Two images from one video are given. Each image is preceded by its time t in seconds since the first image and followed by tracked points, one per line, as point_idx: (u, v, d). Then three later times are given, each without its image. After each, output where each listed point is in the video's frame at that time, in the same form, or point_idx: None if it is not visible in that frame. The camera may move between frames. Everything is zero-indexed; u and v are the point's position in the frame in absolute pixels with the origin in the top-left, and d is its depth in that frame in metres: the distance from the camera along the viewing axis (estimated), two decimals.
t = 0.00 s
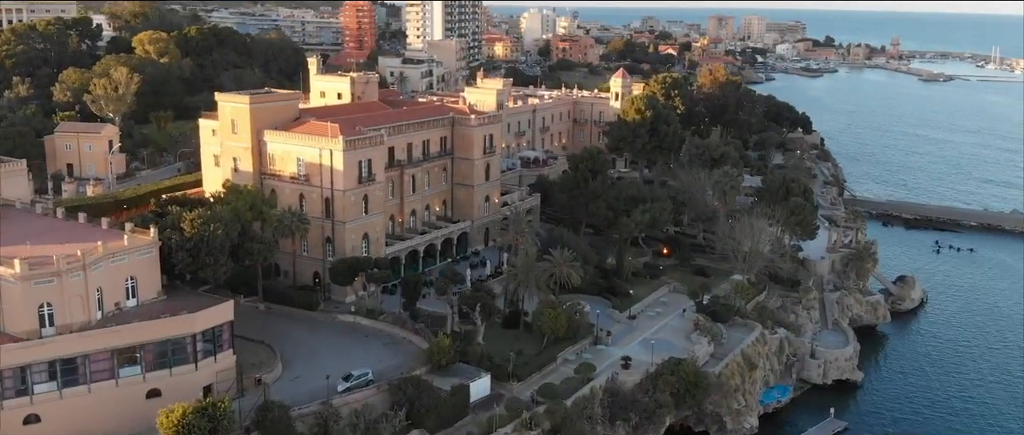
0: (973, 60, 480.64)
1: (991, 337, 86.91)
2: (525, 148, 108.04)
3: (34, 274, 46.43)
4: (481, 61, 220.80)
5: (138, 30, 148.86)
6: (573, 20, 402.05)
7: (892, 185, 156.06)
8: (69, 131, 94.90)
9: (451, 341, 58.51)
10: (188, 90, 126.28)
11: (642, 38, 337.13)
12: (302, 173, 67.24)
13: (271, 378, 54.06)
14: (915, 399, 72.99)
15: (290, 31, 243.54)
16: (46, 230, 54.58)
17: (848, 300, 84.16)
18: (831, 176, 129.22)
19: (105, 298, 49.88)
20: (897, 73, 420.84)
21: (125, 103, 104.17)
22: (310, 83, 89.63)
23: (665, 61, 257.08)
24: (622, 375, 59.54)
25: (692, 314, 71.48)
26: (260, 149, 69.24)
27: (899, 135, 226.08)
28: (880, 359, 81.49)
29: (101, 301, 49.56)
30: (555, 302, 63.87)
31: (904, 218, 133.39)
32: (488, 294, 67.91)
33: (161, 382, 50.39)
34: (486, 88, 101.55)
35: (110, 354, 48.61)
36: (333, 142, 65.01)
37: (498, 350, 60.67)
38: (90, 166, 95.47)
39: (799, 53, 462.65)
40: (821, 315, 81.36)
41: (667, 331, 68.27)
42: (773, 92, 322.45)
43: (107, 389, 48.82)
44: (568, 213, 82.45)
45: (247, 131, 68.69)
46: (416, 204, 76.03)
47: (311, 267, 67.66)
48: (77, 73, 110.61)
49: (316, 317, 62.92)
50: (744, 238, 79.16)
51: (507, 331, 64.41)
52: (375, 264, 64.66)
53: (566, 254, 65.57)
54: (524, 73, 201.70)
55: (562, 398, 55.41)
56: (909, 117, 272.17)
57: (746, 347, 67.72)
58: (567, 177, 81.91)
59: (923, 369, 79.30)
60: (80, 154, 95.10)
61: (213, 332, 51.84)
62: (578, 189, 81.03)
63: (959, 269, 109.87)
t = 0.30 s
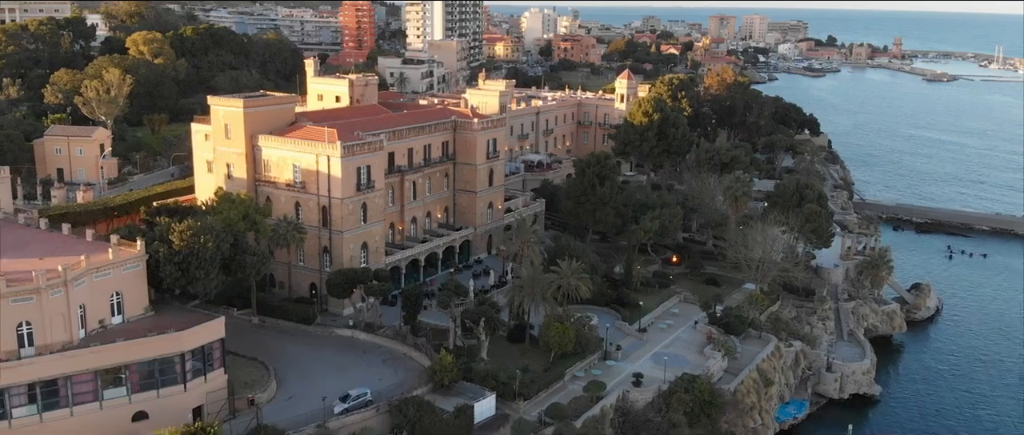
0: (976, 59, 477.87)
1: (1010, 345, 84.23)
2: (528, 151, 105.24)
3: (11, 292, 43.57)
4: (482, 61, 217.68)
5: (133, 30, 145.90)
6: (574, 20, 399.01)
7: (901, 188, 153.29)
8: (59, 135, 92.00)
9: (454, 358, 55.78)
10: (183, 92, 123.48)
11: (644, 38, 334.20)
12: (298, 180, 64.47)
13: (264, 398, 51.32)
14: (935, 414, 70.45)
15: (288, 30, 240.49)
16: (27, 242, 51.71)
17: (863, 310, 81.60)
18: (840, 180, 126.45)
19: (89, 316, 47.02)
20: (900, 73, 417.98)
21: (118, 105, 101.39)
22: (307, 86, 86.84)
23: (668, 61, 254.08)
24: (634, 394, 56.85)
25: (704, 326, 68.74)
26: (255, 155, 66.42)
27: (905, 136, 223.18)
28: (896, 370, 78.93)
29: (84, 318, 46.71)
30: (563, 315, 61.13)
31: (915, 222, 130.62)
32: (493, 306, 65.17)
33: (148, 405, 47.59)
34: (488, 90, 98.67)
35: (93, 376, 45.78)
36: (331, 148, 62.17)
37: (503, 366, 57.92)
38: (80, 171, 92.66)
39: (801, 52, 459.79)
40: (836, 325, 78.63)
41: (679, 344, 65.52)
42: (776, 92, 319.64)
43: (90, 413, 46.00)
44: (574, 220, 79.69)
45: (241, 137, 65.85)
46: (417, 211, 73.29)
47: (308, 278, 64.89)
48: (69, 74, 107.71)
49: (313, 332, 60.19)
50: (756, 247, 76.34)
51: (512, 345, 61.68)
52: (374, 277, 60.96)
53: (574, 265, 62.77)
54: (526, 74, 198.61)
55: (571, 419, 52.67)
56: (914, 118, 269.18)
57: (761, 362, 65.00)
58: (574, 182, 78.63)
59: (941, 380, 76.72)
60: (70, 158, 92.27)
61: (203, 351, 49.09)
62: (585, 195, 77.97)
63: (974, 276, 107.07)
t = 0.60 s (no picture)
0: (979, 55, 474.58)
1: None
2: (531, 151, 102.46)
3: None
4: (483, 57, 214.72)
5: (127, 27, 142.99)
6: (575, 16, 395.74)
7: (909, 187, 150.47)
8: (48, 135, 88.97)
9: (457, 372, 53.10)
10: (177, 90, 120.64)
11: (646, 34, 331.16)
12: (293, 184, 61.73)
13: (256, 416, 48.62)
14: (955, 425, 67.85)
15: (287, 26, 237.52)
16: (5, 251, 48.92)
17: (879, 317, 79.01)
18: (850, 180, 123.67)
19: (69, 331, 44.28)
20: (903, 69, 414.84)
21: (109, 104, 98.57)
22: (303, 85, 84.05)
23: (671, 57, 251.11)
24: (646, 409, 54.17)
25: (717, 335, 66.04)
26: (248, 158, 63.62)
27: (911, 134, 220.25)
28: (913, 379, 76.30)
29: (64, 335, 43.96)
30: (570, 325, 58.45)
31: (926, 223, 127.79)
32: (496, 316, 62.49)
33: (133, 425, 44.85)
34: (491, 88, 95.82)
35: (74, 396, 43.04)
36: (327, 150, 59.39)
37: (508, 380, 55.25)
38: (70, 172, 89.73)
39: (803, 48, 456.61)
40: (851, 333, 75.95)
41: (691, 355, 62.85)
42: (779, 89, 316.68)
43: None
44: (579, 224, 76.93)
45: (234, 139, 63.06)
46: (417, 216, 70.60)
47: (303, 286, 62.18)
48: (60, 72, 104.89)
49: (308, 344, 57.45)
50: (768, 252, 73.71)
51: (517, 357, 59.00)
52: (373, 285, 57.96)
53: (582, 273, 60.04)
54: (528, 70, 195.65)
55: None
56: (919, 115, 266.30)
57: (777, 374, 62.32)
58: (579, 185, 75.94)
59: (960, 389, 74.10)
60: (60, 159, 89.31)
61: (192, 368, 46.38)
62: (591, 198, 75.26)
63: (988, 279, 104.34)
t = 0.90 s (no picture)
0: (986, 11, 467.34)
1: None
2: (534, 113, 99.28)
3: None
4: (483, 14, 210.01)
5: None
6: None
7: (919, 148, 147.30)
8: (34, 97, 85.79)
9: (459, 350, 50.79)
10: (169, 48, 116.95)
11: None
12: (286, 150, 58.83)
13: (249, 398, 46.34)
14: (972, 398, 65.89)
15: None
16: None
17: (894, 285, 76.60)
18: (861, 141, 120.59)
19: (49, 312, 41.68)
20: (909, 25, 408.53)
21: (97, 64, 95.09)
22: (297, 45, 80.61)
23: (675, 13, 245.86)
24: (656, 388, 51.93)
25: (728, 307, 63.68)
26: (239, 123, 60.63)
27: (919, 93, 216.39)
28: (929, 348, 74.13)
29: (43, 315, 41.38)
30: (578, 299, 56.05)
31: (937, 186, 124.84)
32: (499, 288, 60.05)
33: (119, 409, 42.53)
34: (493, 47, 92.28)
35: (55, 380, 40.65)
36: (322, 116, 56.42)
37: (513, 357, 52.97)
38: (58, 135, 86.74)
39: (808, 4, 449.38)
40: (866, 302, 73.62)
41: (702, 328, 60.53)
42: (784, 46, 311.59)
43: (53, 420, 40.98)
44: (585, 191, 74.23)
45: (224, 103, 59.94)
46: (417, 183, 67.85)
47: (299, 257, 59.65)
48: (47, 31, 101.23)
49: (304, 318, 55.06)
50: (781, 219, 71.19)
51: (522, 331, 56.67)
52: (371, 258, 55.36)
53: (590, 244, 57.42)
54: (529, 27, 191.17)
55: (589, 418, 47.80)
56: (927, 73, 261.87)
57: (791, 348, 60.04)
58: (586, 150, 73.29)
59: (977, 359, 71.98)
60: (47, 122, 86.27)
61: (180, 349, 43.98)
62: (598, 163, 72.38)
63: (1001, 243, 101.82)
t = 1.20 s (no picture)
0: None
1: None
2: (537, 79, 96.01)
3: None
4: None
5: None
6: None
7: (930, 113, 143.92)
8: (18, 63, 82.44)
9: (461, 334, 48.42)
10: (159, 12, 113.12)
11: None
12: (278, 122, 55.92)
13: (240, 386, 44.00)
14: (991, 378, 63.66)
15: None
16: None
17: (909, 259, 74.11)
18: (872, 106, 117.32)
19: (25, 299, 39.08)
20: None
21: (84, 29, 91.54)
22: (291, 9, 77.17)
23: None
24: (668, 373, 49.57)
25: (741, 284, 61.22)
26: (228, 93, 57.59)
27: (927, 57, 212.18)
28: (945, 324, 71.80)
29: (19, 303, 38.79)
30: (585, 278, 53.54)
31: (948, 153, 121.68)
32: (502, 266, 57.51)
33: (102, 401, 40.17)
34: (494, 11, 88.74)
35: (32, 372, 38.24)
36: (315, 86, 53.43)
37: (518, 341, 50.61)
38: (43, 103, 83.52)
39: None
40: (881, 277, 71.18)
41: (714, 308, 58.15)
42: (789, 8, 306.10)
43: (31, 414, 38.63)
44: (591, 162, 71.40)
45: (212, 71, 56.82)
46: (416, 155, 65.04)
47: (292, 235, 57.06)
48: None
49: (298, 299, 52.58)
50: (795, 192, 68.51)
51: (527, 312, 54.27)
52: (368, 236, 52.74)
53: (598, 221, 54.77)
54: None
55: (598, 407, 45.51)
56: (934, 36, 257.19)
57: (807, 327, 57.67)
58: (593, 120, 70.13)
59: (995, 336, 69.66)
60: (31, 89, 83.00)
61: (166, 337, 41.51)
62: (605, 134, 69.48)
63: (1016, 213, 99.13)
